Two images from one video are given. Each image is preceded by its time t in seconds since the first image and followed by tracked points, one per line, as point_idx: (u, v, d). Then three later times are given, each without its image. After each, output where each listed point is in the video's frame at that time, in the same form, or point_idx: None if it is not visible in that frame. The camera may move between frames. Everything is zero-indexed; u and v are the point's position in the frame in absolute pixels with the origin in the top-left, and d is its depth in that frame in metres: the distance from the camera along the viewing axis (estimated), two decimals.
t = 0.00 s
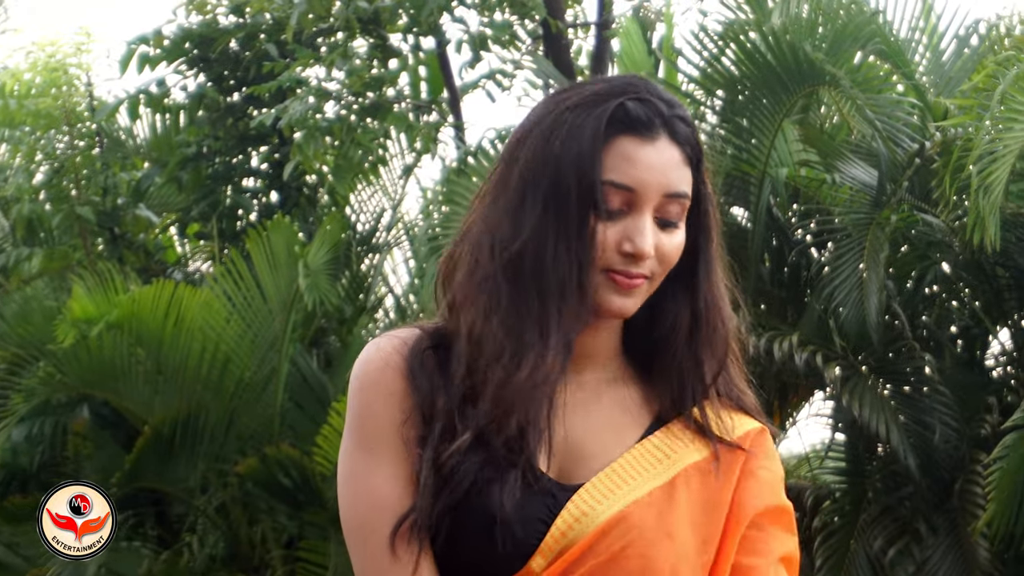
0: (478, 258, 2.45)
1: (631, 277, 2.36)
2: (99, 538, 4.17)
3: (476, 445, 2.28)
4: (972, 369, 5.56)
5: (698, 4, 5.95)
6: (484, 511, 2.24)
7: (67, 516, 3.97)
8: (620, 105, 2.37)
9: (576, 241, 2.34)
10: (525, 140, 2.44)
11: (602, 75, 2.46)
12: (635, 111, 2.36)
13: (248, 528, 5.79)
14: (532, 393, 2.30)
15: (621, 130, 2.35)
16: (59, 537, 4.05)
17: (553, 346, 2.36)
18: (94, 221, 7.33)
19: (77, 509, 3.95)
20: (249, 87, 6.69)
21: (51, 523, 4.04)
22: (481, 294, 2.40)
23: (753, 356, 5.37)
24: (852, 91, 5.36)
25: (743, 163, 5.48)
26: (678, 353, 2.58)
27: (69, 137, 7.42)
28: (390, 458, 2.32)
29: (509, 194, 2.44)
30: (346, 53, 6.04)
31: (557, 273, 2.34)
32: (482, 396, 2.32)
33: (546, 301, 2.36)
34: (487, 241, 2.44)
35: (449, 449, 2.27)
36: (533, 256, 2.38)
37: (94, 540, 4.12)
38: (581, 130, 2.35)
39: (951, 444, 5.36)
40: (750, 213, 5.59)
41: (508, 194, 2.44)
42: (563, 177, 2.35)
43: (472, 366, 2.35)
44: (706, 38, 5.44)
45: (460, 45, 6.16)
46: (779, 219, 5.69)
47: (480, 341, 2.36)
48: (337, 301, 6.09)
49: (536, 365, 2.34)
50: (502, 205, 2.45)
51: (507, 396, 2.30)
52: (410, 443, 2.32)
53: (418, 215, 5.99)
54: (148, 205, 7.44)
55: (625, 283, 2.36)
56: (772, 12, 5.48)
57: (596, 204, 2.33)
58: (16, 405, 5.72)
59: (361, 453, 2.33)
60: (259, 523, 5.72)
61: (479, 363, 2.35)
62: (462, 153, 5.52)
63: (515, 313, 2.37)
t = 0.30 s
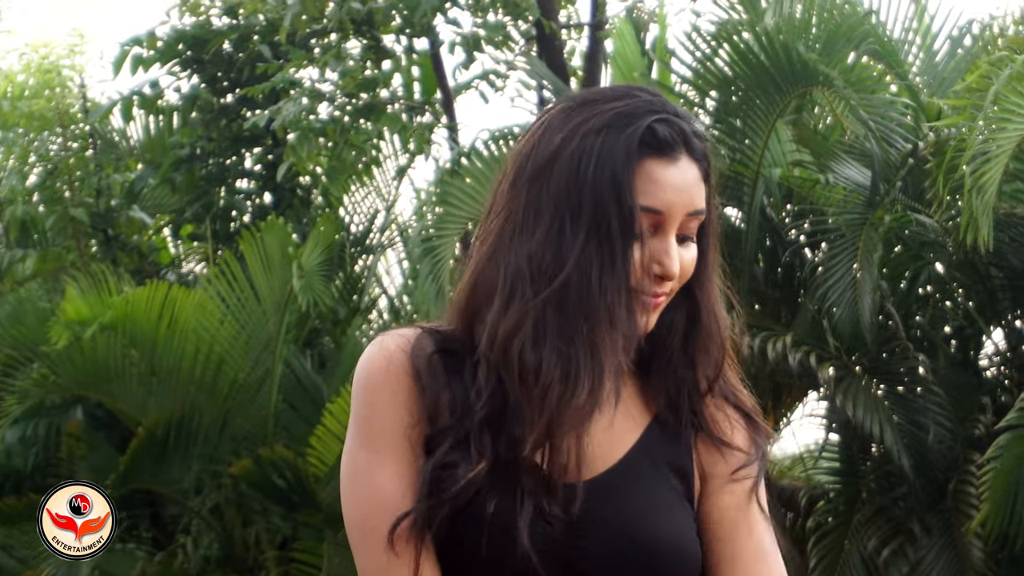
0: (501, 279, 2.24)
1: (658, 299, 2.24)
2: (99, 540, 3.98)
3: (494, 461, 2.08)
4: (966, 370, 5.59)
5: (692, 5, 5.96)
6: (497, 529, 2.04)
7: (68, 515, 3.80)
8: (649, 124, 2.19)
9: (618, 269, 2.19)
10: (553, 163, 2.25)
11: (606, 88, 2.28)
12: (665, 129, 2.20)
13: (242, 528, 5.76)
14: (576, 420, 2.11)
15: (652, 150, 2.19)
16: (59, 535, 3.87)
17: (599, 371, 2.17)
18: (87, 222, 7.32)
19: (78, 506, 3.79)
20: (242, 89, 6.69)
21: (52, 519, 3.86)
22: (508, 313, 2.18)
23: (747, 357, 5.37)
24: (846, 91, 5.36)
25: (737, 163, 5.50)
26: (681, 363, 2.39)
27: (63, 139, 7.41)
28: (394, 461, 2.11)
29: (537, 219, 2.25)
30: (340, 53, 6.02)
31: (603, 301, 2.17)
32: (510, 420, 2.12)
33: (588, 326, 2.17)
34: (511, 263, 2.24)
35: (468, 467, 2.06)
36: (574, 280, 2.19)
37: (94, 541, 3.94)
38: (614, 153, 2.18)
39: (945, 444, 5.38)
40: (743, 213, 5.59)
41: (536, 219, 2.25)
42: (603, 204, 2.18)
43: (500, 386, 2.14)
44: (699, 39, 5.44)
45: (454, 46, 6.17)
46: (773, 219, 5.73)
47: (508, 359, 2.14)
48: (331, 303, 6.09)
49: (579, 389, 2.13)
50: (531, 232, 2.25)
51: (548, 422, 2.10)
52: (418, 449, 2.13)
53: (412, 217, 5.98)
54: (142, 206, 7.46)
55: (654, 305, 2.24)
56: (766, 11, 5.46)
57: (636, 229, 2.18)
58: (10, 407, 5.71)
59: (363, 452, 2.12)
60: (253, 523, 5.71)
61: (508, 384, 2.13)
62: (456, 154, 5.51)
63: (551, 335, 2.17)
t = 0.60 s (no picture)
0: (506, 287, 2.22)
1: (666, 308, 2.23)
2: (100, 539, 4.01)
3: (499, 467, 2.07)
4: (962, 367, 5.60)
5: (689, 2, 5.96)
6: (497, 529, 2.04)
7: (68, 515, 3.81)
8: (657, 135, 2.17)
9: (626, 280, 2.17)
10: (560, 174, 2.22)
11: (608, 97, 2.26)
12: (673, 138, 2.18)
13: (239, 525, 5.76)
14: (583, 433, 2.10)
15: (661, 161, 2.17)
16: (60, 535, 3.89)
17: (608, 382, 2.16)
18: (83, 219, 7.32)
19: (78, 507, 3.81)
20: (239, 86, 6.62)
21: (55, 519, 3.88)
22: (516, 324, 2.17)
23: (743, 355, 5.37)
24: (843, 90, 5.35)
25: (733, 161, 5.50)
26: (678, 361, 2.35)
27: (60, 135, 7.38)
28: (395, 456, 2.12)
29: (542, 227, 2.22)
30: (337, 51, 6.01)
31: (612, 313, 2.17)
32: (517, 428, 2.11)
33: (596, 338, 2.17)
34: (516, 271, 2.22)
35: (477, 470, 2.06)
36: (582, 292, 2.18)
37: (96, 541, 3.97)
38: (622, 164, 2.16)
39: (941, 441, 5.37)
40: (739, 212, 5.62)
41: (542, 227, 2.23)
42: (611, 215, 2.16)
43: (508, 395, 2.14)
44: (696, 37, 5.44)
45: (450, 43, 6.17)
46: (769, 217, 5.73)
47: (516, 371, 2.14)
48: (327, 300, 6.12)
49: (588, 401, 2.13)
50: (538, 241, 2.23)
51: (555, 433, 2.10)
52: (421, 446, 2.14)
53: (408, 214, 5.97)
54: (139, 203, 7.43)
55: (662, 315, 2.22)
56: (763, 10, 5.51)
57: (645, 241, 2.16)
58: (7, 403, 5.72)
59: (363, 444, 2.13)
60: (250, 520, 5.70)
61: (517, 396, 2.13)
62: (452, 151, 5.49)
63: (560, 346, 2.16)
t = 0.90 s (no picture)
0: (503, 264, 2.17)
1: (667, 284, 2.19)
2: (100, 538, 3.81)
3: (488, 435, 2.05)
4: (957, 339, 5.58)
5: None
6: (486, 496, 2.04)
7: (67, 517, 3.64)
8: (655, 112, 2.13)
9: (629, 260, 2.13)
10: (558, 155, 2.17)
11: (603, 75, 2.21)
12: (672, 115, 2.14)
13: (234, 495, 5.77)
14: (591, 412, 2.06)
15: (661, 137, 2.13)
16: (57, 536, 3.68)
17: (609, 359, 2.12)
18: (79, 191, 7.22)
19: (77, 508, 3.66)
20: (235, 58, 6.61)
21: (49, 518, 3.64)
22: (519, 304, 2.12)
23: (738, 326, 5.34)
24: (838, 63, 5.33)
25: (729, 134, 5.45)
26: (675, 335, 2.32)
27: (54, 107, 7.39)
28: (380, 421, 2.07)
29: (542, 206, 2.18)
30: (333, 24, 5.99)
31: (616, 292, 2.12)
32: (514, 403, 2.07)
33: (600, 317, 2.13)
34: (515, 250, 2.17)
35: (460, 441, 2.01)
36: (585, 272, 2.13)
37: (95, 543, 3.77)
38: (622, 142, 2.12)
39: (937, 413, 5.34)
40: (735, 183, 5.58)
41: (542, 206, 2.18)
42: (612, 192, 2.12)
43: (505, 372, 2.09)
44: (692, 10, 5.38)
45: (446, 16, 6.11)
46: (765, 189, 5.67)
47: (520, 352, 2.09)
48: (323, 272, 6.11)
49: (594, 380, 2.08)
50: (539, 221, 2.18)
51: (563, 414, 2.04)
52: (405, 408, 2.09)
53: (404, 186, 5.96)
54: (134, 174, 7.40)
55: (664, 292, 2.19)
56: None
57: (647, 219, 2.12)
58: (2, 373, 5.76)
59: (348, 409, 2.09)
60: (245, 490, 5.70)
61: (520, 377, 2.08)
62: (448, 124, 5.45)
63: (564, 325, 2.11)
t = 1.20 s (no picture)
0: (497, 196, 2.01)
1: (661, 222, 2.04)
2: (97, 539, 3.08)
3: (479, 365, 1.89)
4: (952, 275, 5.54)
5: None
6: (471, 430, 1.89)
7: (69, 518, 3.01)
8: (652, 45, 1.99)
9: (626, 194, 1.99)
10: (553, 86, 2.02)
11: (598, 7, 2.06)
12: (667, 49, 2.00)
13: (229, 429, 5.83)
14: (584, 345, 1.91)
15: (657, 70, 1.99)
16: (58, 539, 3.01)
17: (604, 291, 1.97)
18: (73, 122, 7.03)
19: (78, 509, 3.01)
20: None
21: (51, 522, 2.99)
22: (515, 239, 1.96)
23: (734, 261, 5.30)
24: None
25: (726, 68, 5.39)
26: (671, 269, 2.16)
27: (50, 40, 7.28)
28: (375, 346, 1.92)
29: (538, 136, 2.03)
30: None
31: (611, 225, 1.98)
32: (507, 335, 1.92)
33: (596, 251, 1.98)
34: (510, 179, 2.02)
35: (449, 371, 1.86)
36: (581, 206, 1.99)
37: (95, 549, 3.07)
38: (619, 77, 1.97)
39: (931, 348, 5.35)
40: (732, 118, 5.44)
41: (537, 137, 2.03)
42: (608, 125, 1.98)
43: (501, 305, 1.94)
44: None
45: None
46: (761, 123, 5.60)
47: (515, 285, 1.94)
48: (318, 205, 5.98)
49: (587, 313, 1.93)
50: (535, 155, 2.03)
51: (557, 346, 1.90)
52: (396, 335, 1.94)
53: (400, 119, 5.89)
54: (128, 107, 7.24)
55: (658, 230, 2.04)
56: None
57: (643, 151, 1.98)
58: None
59: (339, 332, 1.94)
60: (239, 423, 5.76)
61: (514, 309, 1.93)
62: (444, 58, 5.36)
63: (559, 258, 1.97)
